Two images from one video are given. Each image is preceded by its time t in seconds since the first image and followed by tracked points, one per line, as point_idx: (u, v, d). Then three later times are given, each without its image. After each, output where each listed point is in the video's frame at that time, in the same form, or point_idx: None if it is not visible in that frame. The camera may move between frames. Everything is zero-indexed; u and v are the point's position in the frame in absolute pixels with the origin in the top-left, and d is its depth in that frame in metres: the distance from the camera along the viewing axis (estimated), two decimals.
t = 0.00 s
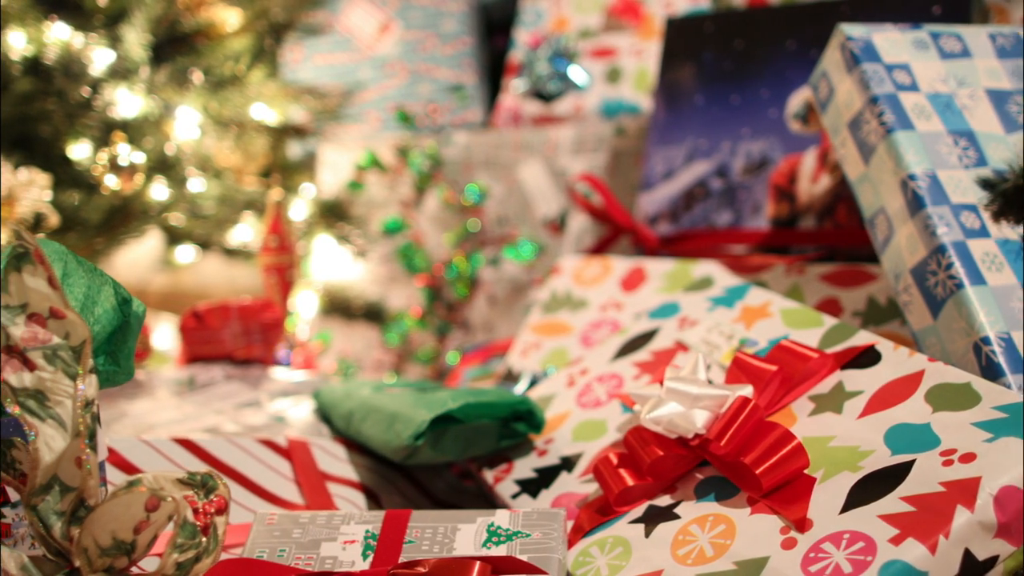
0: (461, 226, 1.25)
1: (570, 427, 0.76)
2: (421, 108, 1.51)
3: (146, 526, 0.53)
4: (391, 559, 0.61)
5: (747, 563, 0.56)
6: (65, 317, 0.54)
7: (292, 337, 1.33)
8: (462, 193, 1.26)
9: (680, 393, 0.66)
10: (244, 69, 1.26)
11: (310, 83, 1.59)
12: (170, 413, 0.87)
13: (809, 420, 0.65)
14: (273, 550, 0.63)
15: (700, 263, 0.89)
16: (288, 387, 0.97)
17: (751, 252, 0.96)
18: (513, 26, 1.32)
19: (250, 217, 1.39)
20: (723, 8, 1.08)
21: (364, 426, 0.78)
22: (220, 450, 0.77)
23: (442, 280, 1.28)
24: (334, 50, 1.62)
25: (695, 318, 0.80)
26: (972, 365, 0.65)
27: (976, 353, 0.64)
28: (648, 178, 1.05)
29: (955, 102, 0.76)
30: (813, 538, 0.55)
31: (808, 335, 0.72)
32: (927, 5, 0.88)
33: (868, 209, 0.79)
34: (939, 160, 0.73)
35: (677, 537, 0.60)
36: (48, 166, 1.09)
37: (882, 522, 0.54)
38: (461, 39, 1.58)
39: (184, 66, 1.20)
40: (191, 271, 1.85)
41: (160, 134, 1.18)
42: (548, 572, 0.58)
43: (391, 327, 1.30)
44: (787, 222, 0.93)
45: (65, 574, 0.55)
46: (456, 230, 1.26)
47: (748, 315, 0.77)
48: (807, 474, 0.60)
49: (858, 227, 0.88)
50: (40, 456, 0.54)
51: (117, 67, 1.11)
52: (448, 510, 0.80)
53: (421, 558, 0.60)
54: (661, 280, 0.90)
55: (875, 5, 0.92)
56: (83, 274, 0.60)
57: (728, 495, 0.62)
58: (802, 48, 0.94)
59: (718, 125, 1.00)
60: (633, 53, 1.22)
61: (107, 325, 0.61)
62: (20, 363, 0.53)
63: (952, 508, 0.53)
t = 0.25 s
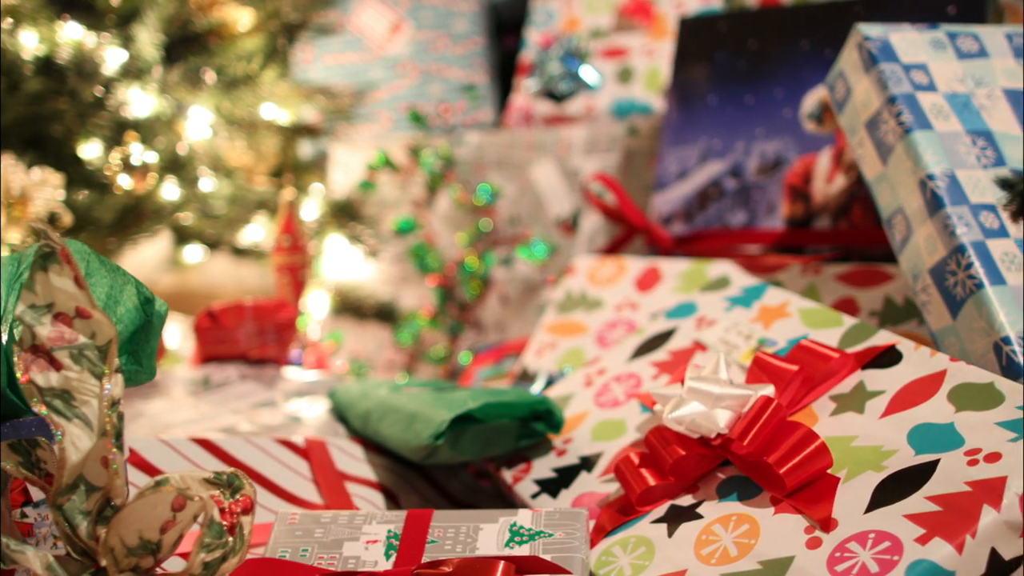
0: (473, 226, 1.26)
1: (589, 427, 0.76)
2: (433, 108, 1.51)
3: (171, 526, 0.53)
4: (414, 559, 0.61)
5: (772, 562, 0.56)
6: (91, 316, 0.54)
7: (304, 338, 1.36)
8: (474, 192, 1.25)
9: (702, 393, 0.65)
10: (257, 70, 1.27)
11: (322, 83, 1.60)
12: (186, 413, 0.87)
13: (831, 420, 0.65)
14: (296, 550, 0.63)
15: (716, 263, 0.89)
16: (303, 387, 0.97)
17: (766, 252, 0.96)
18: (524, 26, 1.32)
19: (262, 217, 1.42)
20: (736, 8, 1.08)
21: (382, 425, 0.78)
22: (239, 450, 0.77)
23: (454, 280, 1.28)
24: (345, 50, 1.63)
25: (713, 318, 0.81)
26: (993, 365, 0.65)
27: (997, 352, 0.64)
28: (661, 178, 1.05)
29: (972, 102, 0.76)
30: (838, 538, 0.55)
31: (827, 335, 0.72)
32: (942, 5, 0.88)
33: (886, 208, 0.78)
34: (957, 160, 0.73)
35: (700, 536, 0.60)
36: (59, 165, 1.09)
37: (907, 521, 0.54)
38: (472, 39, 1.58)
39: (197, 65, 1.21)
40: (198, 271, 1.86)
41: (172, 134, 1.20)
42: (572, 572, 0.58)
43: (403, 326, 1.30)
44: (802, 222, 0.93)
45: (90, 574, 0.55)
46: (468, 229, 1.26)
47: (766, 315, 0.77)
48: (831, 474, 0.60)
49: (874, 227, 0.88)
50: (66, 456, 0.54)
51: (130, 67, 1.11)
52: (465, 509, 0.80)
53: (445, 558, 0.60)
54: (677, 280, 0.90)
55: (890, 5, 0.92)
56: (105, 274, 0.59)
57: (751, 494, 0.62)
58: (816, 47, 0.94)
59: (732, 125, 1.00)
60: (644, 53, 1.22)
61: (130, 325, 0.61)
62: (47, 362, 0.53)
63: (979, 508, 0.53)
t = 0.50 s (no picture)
0: (486, 225, 1.25)
1: (608, 427, 0.76)
2: (444, 108, 1.52)
3: (198, 525, 0.53)
4: (438, 559, 0.61)
5: (798, 562, 0.56)
6: (118, 316, 0.54)
7: (316, 338, 1.36)
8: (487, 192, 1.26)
9: (724, 392, 0.65)
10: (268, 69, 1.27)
11: (335, 83, 1.62)
12: (203, 413, 0.87)
13: (854, 420, 0.65)
14: (319, 550, 0.63)
15: (731, 263, 0.89)
16: (318, 387, 0.97)
17: (781, 252, 0.96)
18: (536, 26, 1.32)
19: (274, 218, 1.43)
20: (749, 8, 1.08)
21: (400, 425, 0.78)
22: (258, 450, 0.77)
23: (466, 280, 1.28)
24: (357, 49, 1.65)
25: (731, 318, 0.81)
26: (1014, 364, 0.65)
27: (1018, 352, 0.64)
28: (675, 178, 1.05)
29: (991, 102, 0.76)
30: (865, 537, 0.55)
31: (847, 335, 0.72)
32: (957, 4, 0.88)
33: (904, 208, 0.78)
34: (976, 160, 0.73)
35: (724, 536, 0.60)
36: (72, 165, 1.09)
37: (934, 521, 0.54)
38: (483, 40, 1.58)
39: (210, 65, 1.21)
40: (205, 272, 1.86)
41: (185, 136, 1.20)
42: (597, 572, 0.58)
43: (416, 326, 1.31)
44: (817, 222, 0.93)
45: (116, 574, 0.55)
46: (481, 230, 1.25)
47: (784, 315, 0.77)
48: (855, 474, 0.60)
49: (890, 227, 0.88)
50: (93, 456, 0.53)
51: (143, 66, 1.12)
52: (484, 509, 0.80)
53: (469, 557, 0.60)
54: (692, 280, 0.90)
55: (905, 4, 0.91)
56: (128, 274, 0.59)
57: (774, 494, 0.62)
58: (831, 48, 0.94)
59: (746, 125, 1.00)
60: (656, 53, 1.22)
61: (152, 325, 0.61)
62: (74, 362, 0.53)
63: (1007, 508, 0.53)
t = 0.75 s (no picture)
0: (501, 225, 1.26)
1: (631, 426, 0.76)
2: (458, 108, 1.52)
3: (231, 526, 0.53)
4: (466, 559, 0.61)
5: (829, 562, 0.56)
6: (150, 315, 0.54)
7: (332, 338, 1.39)
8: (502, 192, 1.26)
9: (750, 392, 0.65)
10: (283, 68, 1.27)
11: (348, 82, 1.63)
12: (223, 413, 0.87)
13: (880, 420, 0.65)
14: (347, 549, 0.63)
15: (750, 263, 0.89)
16: (336, 387, 0.97)
17: (799, 252, 0.96)
18: (549, 26, 1.33)
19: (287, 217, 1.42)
20: (765, 8, 1.08)
21: (422, 425, 0.78)
22: (280, 450, 0.77)
23: (481, 280, 1.28)
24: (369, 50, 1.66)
25: (753, 317, 0.81)
26: None
27: None
28: (691, 178, 1.04)
29: (1012, 102, 0.76)
30: (896, 536, 0.55)
31: (871, 335, 0.72)
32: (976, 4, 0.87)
33: (926, 208, 0.78)
34: (999, 160, 0.72)
35: (753, 536, 0.60)
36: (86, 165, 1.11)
37: (966, 521, 0.54)
38: (496, 40, 1.58)
39: (225, 65, 1.22)
40: (214, 272, 1.86)
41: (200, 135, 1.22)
42: (626, 571, 0.58)
43: (430, 325, 1.32)
44: (835, 222, 0.93)
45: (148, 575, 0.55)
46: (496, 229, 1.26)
47: (807, 314, 0.77)
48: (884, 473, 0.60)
49: (909, 227, 0.89)
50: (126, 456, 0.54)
51: (158, 67, 1.13)
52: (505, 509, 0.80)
53: (498, 557, 0.60)
54: (711, 280, 0.91)
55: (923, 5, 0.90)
56: (156, 273, 0.59)
57: (802, 494, 0.62)
58: (848, 48, 0.95)
59: (763, 125, 1.00)
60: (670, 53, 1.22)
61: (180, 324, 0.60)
62: (107, 362, 0.53)
63: None
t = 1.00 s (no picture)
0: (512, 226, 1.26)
1: (647, 426, 0.77)
2: (468, 108, 1.52)
3: (254, 525, 0.53)
4: (486, 558, 0.61)
5: (850, 562, 0.56)
6: (173, 315, 0.54)
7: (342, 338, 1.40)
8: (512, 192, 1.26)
9: (770, 391, 0.65)
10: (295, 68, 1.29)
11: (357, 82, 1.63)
12: (238, 413, 0.87)
13: (899, 420, 0.65)
14: (366, 549, 0.63)
15: (763, 263, 0.90)
16: (349, 387, 0.97)
17: (812, 252, 0.97)
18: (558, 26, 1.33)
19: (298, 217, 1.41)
20: (776, 8, 1.08)
21: (438, 425, 0.78)
22: (296, 449, 0.77)
23: (492, 281, 1.28)
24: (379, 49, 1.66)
25: (768, 317, 0.81)
26: None
27: None
28: (704, 178, 1.05)
29: None
30: (918, 536, 0.55)
31: (888, 335, 0.72)
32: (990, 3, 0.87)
33: (941, 208, 0.78)
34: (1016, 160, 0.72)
35: (774, 535, 0.60)
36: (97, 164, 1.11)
37: (988, 520, 0.54)
38: (506, 39, 1.58)
39: (235, 65, 1.23)
40: (221, 272, 1.87)
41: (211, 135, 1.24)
42: (648, 571, 0.58)
43: (441, 326, 1.32)
44: (848, 222, 0.93)
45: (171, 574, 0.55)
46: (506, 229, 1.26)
47: (823, 314, 0.77)
48: (904, 473, 0.60)
49: (922, 227, 0.89)
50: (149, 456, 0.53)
51: (169, 66, 1.14)
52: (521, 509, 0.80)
53: (518, 557, 0.60)
54: (724, 280, 0.91)
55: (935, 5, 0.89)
56: (176, 273, 0.59)
57: (823, 493, 0.62)
58: (861, 47, 0.94)
59: (775, 124, 1.01)
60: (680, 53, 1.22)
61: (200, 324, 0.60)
62: (130, 361, 0.53)
63: None
